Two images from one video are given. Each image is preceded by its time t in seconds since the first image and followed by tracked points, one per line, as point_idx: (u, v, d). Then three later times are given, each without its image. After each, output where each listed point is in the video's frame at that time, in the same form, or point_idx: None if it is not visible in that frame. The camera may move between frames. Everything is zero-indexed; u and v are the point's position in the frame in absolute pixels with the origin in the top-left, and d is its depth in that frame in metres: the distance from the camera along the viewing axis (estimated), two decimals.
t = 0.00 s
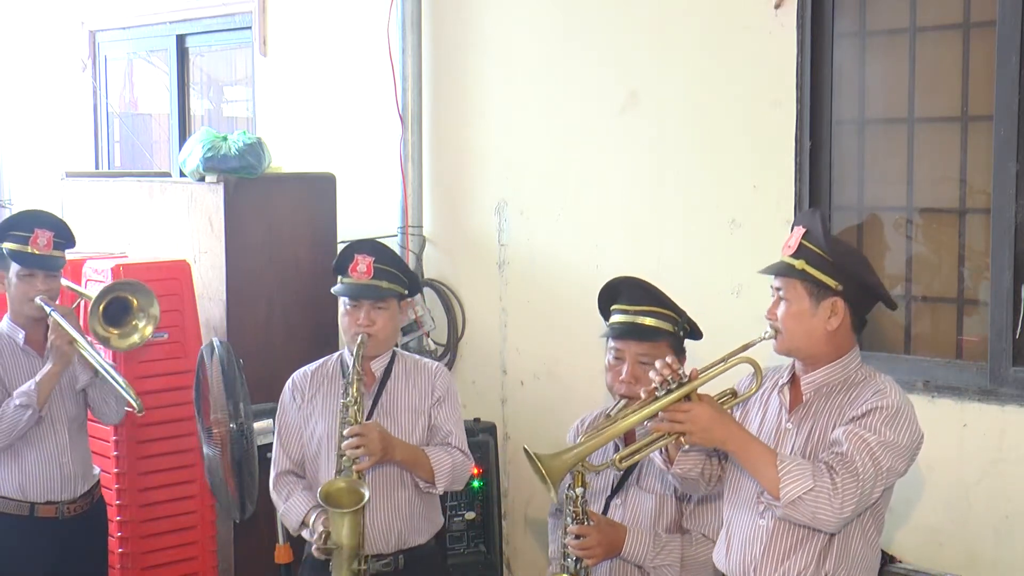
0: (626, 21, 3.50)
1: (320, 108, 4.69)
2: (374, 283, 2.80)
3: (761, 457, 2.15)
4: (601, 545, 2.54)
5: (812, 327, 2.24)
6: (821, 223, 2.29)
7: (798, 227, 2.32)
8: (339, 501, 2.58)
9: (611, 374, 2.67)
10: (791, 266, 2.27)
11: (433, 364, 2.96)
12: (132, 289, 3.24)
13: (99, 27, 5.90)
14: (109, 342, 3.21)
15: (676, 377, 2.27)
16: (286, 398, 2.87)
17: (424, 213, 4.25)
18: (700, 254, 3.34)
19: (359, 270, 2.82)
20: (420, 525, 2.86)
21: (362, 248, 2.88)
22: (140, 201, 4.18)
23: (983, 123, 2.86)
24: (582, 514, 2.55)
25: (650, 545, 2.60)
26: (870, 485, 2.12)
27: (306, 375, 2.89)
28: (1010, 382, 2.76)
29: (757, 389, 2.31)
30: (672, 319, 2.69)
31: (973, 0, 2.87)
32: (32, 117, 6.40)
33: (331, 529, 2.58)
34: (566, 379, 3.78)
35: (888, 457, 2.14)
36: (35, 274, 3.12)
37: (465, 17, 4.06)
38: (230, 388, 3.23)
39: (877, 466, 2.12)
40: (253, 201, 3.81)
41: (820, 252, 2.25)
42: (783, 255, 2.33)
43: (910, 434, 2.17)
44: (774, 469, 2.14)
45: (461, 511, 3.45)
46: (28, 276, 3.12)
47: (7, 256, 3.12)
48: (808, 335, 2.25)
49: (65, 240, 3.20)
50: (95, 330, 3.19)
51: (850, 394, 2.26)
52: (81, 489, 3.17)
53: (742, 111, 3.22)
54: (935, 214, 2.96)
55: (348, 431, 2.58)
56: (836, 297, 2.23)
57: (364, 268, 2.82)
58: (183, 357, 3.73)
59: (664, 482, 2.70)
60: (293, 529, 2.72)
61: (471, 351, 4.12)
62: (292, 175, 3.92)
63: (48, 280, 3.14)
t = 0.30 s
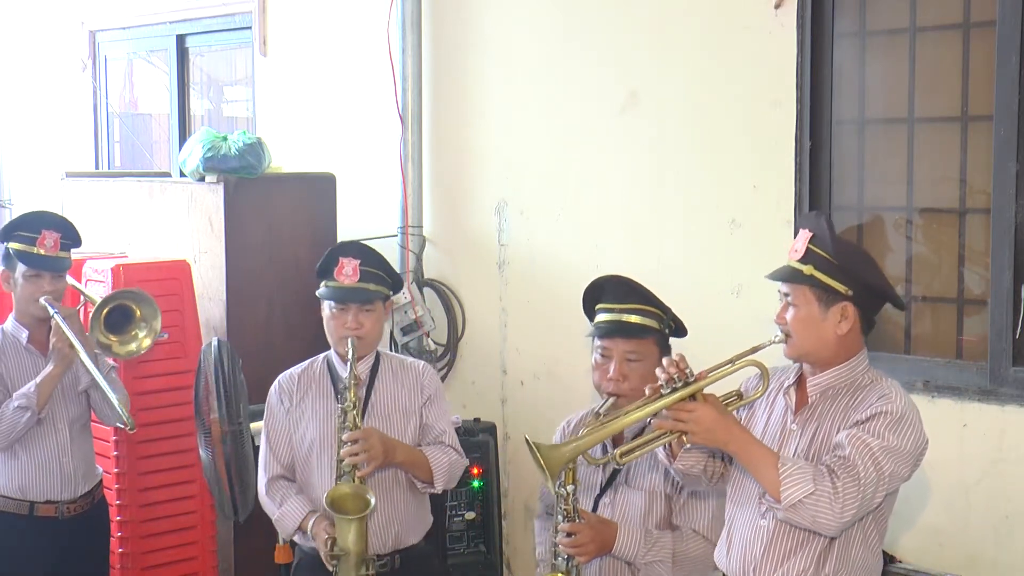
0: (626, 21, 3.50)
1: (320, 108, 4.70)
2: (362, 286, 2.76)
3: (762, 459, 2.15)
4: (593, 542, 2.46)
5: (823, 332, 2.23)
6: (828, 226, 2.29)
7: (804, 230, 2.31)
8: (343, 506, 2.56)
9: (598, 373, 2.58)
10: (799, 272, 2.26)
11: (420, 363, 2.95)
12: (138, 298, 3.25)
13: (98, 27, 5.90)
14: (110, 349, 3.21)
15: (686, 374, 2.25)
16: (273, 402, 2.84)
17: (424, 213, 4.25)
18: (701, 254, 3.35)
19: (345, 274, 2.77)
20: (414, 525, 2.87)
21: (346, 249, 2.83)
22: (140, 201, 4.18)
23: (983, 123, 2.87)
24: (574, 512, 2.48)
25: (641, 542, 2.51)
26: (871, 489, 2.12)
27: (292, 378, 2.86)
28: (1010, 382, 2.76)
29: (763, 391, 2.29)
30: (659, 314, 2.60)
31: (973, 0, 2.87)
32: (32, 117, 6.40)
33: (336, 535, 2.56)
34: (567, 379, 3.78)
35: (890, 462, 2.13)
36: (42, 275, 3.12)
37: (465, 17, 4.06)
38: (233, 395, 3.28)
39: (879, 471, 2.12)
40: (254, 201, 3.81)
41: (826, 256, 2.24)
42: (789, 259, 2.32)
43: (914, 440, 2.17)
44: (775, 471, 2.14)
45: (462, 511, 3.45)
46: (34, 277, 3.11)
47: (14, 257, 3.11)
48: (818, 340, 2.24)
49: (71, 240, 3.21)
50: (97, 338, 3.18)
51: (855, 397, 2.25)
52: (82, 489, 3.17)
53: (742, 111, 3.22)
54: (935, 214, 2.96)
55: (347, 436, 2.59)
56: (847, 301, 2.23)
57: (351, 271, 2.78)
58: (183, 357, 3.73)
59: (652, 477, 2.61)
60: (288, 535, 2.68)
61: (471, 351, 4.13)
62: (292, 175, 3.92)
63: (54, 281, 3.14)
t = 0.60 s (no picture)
0: (626, 21, 3.50)
1: (320, 108, 4.70)
2: (347, 290, 2.74)
3: (768, 459, 2.15)
4: (578, 533, 2.41)
5: (830, 334, 2.24)
6: (834, 228, 2.28)
7: (809, 232, 2.31)
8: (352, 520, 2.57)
9: (580, 363, 2.57)
10: (806, 274, 2.26)
11: (401, 364, 2.95)
12: (139, 303, 3.25)
13: (98, 27, 5.90)
14: (109, 352, 3.17)
15: (693, 370, 2.26)
16: (258, 406, 2.78)
17: (424, 213, 4.25)
18: (701, 254, 3.34)
19: (332, 278, 2.75)
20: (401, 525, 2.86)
21: (331, 254, 2.81)
22: (140, 201, 4.18)
23: (983, 123, 2.86)
24: (558, 504, 2.42)
25: (624, 532, 2.46)
26: (875, 492, 2.12)
27: (276, 381, 2.81)
28: (1010, 382, 2.76)
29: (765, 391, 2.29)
30: (638, 305, 2.61)
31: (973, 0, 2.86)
32: (32, 117, 6.40)
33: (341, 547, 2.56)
34: (566, 379, 3.78)
35: (893, 466, 2.13)
36: (47, 277, 3.11)
37: (465, 17, 4.06)
38: (235, 388, 3.34)
39: (882, 474, 2.12)
40: (253, 201, 3.81)
41: (834, 259, 2.25)
42: (794, 261, 2.32)
43: (918, 444, 2.17)
44: (778, 471, 2.14)
45: (462, 511, 3.45)
46: (39, 278, 3.11)
47: (18, 258, 3.11)
48: (825, 343, 2.24)
49: (75, 241, 3.21)
50: (97, 341, 3.16)
51: (858, 398, 2.25)
52: (84, 489, 3.17)
53: (742, 111, 3.21)
54: (935, 214, 2.96)
55: (347, 447, 2.60)
56: (854, 304, 2.23)
57: (336, 275, 2.76)
58: (183, 357, 3.73)
59: (635, 470, 2.56)
60: (281, 540, 2.66)
61: (471, 351, 4.13)
62: (292, 175, 3.92)
63: (59, 282, 3.14)
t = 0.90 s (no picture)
0: (626, 21, 3.50)
1: (320, 108, 4.70)
2: (340, 295, 2.74)
3: (774, 459, 2.15)
4: (569, 530, 2.40)
5: (836, 334, 2.24)
6: (838, 228, 2.28)
7: (813, 232, 2.30)
8: (357, 531, 2.59)
9: (557, 362, 2.55)
10: (812, 274, 2.26)
11: (384, 364, 2.95)
12: (140, 302, 3.22)
13: (99, 27, 5.90)
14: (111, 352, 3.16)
15: (696, 369, 2.24)
16: (245, 409, 2.72)
17: (424, 213, 4.25)
18: (701, 254, 3.34)
19: (322, 284, 2.73)
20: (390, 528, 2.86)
21: (319, 259, 2.79)
22: (140, 201, 4.19)
23: (983, 123, 2.86)
24: (547, 504, 2.43)
25: (614, 527, 2.45)
26: (879, 492, 2.12)
27: (261, 384, 2.75)
28: (1010, 382, 2.76)
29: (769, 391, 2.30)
30: (611, 302, 2.58)
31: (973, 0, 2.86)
32: (32, 117, 6.40)
33: (344, 557, 2.58)
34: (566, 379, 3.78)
35: (898, 466, 2.14)
36: (48, 276, 3.11)
37: (465, 17, 4.06)
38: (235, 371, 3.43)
39: (887, 474, 2.12)
40: (254, 200, 3.82)
41: (839, 259, 2.24)
42: (797, 260, 2.31)
43: (922, 444, 2.17)
44: (784, 472, 2.14)
45: (462, 511, 3.45)
46: (41, 277, 3.11)
47: (20, 258, 3.11)
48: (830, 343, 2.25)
49: (78, 241, 3.20)
50: (99, 340, 3.14)
51: (861, 397, 2.25)
52: (88, 489, 3.17)
53: (742, 111, 3.22)
54: (935, 214, 2.96)
55: (348, 458, 2.60)
56: (860, 303, 2.24)
57: (328, 280, 2.74)
58: (183, 357, 3.73)
59: (621, 466, 2.54)
60: (273, 546, 2.63)
61: (471, 351, 4.13)
62: (292, 175, 3.93)
63: (60, 281, 3.13)
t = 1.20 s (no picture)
0: (625, 21, 3.50)
1: (320, 108, 4.70)
2: (338, 299, 2.74)
3: (777, 455, 2.14)
4: (562, 529, 2.39)
5: (840, 331, 2.24)
6: (844, 226, 2.29)
7: (818, 229, 2.31)
8: (361, 537, 2.59)
9: (543, 362, 2.54)
10: (817, 271, 2.25)
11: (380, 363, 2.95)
12: (138, 298, 3.20)
13: (98, 27, 5.90)
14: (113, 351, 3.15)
15: (697, 363, 2.25)
16: (242, 408, 2.71)
17: (424, 213, 4.25)
18: (701, 254, 3.35)
19: (322, 287, 2.73)
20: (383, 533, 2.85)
21: (317, 262, 2.79)
22: (140, 201, 4.19)
23: (983, 123, 2.86)
24: (539, 504, 2.43)
25: (607, 526, 2.45)
26: (882, 488, 2.12)
27: (257, 383, 2.75)
28: (1010, 382, 2.76)
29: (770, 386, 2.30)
30: (598, 303, 2.57)
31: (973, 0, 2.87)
32: (32, 117, 6.40)
33: (347, 562, 2.59)
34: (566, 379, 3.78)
35: (900, 461, 2.14)
36: (47, 276, 3.11)
37: (465, 17, 4.06)
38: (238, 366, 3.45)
39: (890, 470, 2.13)
40: (253, 200, 3.82)
41: (843, 255, 2.25)
42: (801, 257, 2.32)
43: (924, 440, 2.17)
44: (787, 469, 2.14)
45: (462, 511, 3.45)
46: (40, 277, 3.11)
47: (19, 257, 3.11)
48: (833, 340, 2.25)
49: (77, 241, 3.20)
50: (99, 339, 3.13)
51: (861, 393, 2.26)
52: (89, 488, 3.17)
53: (742, 111, 3.22)
54: (935, 214, 2.96)
55: (350, 463, 2.61)
56: (864, 299, 2.24)
57: (327, 284, 2.74)
58: (183, 357, 3.73)
59: (610, 465, 2.54)
60: (271, 546, 2.63)
61: (470, 351, 4.13)
62: (292, 175, 3.93)
63: (59, 281, 3.13)
